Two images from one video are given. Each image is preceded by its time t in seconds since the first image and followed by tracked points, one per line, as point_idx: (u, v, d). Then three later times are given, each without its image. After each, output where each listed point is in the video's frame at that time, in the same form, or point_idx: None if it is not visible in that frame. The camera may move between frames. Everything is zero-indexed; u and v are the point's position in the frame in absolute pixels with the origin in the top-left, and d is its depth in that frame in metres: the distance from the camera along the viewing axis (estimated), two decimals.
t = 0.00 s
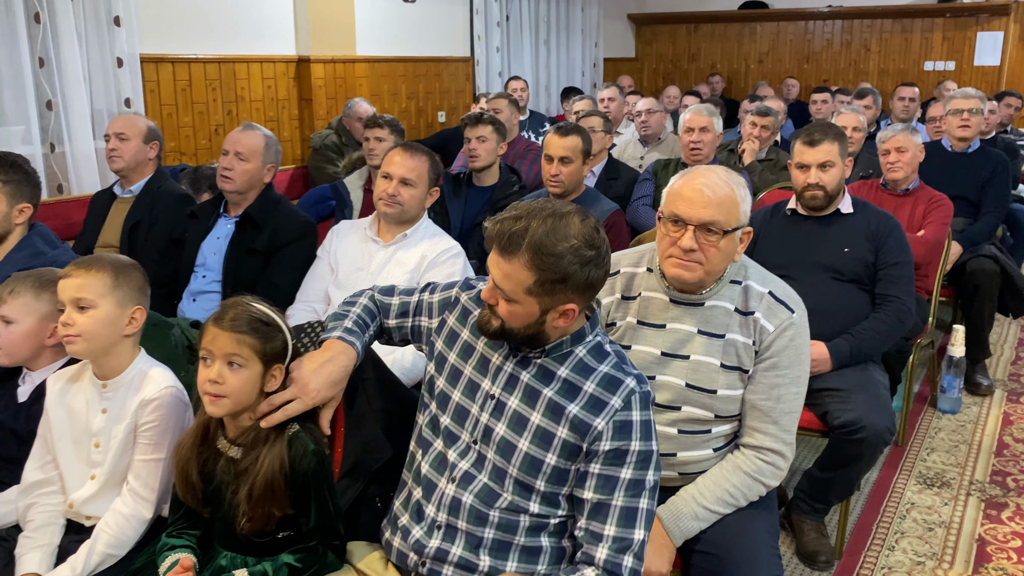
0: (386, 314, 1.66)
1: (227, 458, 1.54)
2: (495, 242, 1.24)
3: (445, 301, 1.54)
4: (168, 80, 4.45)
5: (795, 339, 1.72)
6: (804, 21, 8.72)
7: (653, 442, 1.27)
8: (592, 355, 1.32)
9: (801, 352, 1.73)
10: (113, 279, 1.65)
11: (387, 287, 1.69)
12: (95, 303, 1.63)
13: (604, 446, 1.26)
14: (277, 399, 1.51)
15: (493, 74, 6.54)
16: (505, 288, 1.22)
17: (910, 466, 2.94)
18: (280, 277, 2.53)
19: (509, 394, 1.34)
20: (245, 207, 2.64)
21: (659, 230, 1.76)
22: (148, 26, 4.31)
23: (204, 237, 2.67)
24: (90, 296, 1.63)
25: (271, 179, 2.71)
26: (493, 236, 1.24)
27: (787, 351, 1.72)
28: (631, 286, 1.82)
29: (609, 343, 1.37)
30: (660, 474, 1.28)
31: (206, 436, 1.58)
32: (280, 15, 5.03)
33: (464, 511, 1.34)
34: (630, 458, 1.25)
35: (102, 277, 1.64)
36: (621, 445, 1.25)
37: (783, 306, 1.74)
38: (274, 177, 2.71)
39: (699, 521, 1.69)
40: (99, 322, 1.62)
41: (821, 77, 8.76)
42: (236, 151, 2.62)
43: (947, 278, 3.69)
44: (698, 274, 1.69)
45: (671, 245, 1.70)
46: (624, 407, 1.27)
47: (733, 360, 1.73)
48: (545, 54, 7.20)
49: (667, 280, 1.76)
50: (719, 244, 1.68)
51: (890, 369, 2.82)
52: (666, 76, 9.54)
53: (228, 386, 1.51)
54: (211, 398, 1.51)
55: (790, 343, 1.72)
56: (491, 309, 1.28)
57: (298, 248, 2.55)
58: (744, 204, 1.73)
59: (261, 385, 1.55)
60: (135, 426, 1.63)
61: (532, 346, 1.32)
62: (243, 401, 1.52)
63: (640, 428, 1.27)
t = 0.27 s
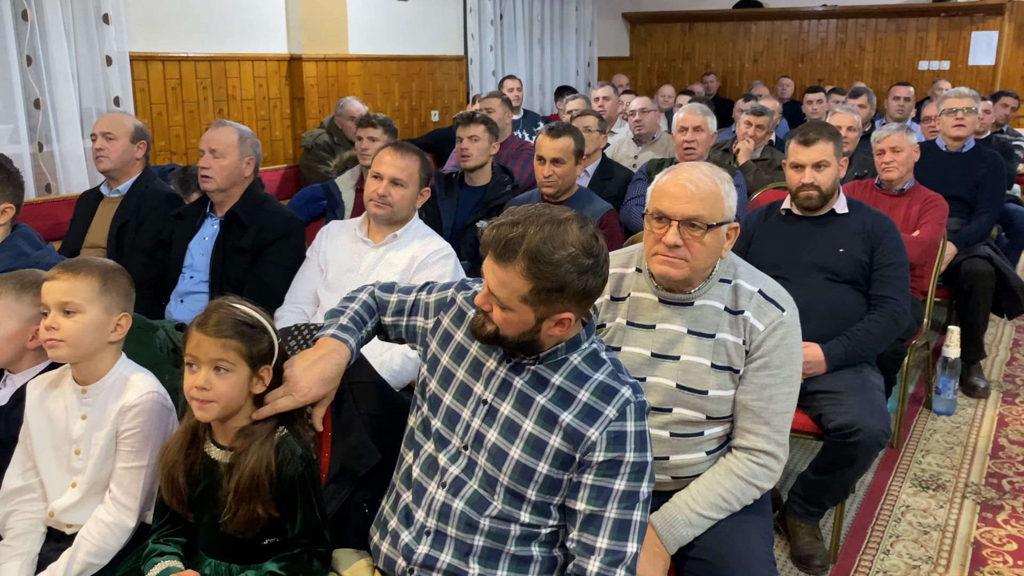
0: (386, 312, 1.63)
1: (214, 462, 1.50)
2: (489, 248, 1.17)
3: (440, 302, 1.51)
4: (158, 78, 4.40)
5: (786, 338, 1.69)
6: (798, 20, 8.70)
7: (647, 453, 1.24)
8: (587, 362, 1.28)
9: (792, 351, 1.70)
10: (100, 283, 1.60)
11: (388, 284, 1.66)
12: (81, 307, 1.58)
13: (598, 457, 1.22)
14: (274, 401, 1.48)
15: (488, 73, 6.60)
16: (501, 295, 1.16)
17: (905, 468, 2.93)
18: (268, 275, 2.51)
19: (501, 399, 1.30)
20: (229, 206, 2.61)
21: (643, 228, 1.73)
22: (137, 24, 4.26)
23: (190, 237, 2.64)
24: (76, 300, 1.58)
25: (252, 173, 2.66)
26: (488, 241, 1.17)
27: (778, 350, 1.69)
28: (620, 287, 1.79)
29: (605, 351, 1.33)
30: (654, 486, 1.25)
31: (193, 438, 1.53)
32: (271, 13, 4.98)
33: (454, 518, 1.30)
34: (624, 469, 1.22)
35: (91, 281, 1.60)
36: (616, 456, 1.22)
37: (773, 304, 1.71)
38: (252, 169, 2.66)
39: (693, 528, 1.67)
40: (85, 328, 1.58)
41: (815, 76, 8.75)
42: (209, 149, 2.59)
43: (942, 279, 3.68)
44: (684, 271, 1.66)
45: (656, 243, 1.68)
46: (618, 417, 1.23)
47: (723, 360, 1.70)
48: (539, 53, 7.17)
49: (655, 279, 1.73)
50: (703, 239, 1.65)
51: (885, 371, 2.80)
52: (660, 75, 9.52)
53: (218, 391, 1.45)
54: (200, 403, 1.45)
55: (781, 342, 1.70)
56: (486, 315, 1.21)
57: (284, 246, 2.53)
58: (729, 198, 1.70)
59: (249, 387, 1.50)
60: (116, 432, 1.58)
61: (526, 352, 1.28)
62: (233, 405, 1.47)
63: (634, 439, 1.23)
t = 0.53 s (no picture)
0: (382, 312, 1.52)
1: (203, 465, 1.48)
2: (477, 249, 1.14)
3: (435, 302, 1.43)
4: (152, 77, 4.37)
5: (776, 333, 1.66)
6: (796, 19, 8.69)
7: (640, 458, 1.21)
8: (579, 365, 1.25)
9: (783, 347, 1.66)
10: (82, 289, 1.57)
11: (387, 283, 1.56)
12: (62, 313, 1.54)
13: (590, 461, 1.19)
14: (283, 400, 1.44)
15: (484, 71, 6.59)
16: (492, 297, 1.13)
17: (903, 470, 2.90)
18: (260, 273, 2.48)
19: (491, 401, 1.27)
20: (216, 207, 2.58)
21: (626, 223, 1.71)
22: (130, 22, 4.22)
23: (180, 237, 2.61)
24: (57, 306, 1.55)
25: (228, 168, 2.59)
26: (477, 241, 1.14)
27: (767, 346, 1.66)
28: (610, 286, 1.77)
29: (598, 353, 1.30)
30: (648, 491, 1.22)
31: (184, 439, 1.51)
32: (266, 11, 4.95)
33: (445, 521, 1.28)
34: (616, 474, 1.19)
35: (70, 286, 1.56)
36: (608, 460, 1.19)
37: (763, 299, 1.68)
38: (229, 165, 2.59)
39: (689, 533, 1.64)
40: (67, 335, 1.54)
41: (813, 75, 8.74)
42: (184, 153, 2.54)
43: (940, 279, 3.65)
44: (665, 263, 1.63)
45: (637, 236, 1.65)
46: (610, 421, 1.20)
47: (713, 356, 1.66)
48: (536, 52, 7.15)
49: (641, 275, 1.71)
50: (683, 229, 1.63)
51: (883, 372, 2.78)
52: (657, 74, 9.51)
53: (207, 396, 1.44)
54: (190, 407, 1.45)
55: (770, 337, 1.66)
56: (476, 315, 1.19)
57: (273, 244, 2.50)
58: (711, 187, 1.67)
59: (239, 389, 1.49)
60: (101, 439, 1.55)
61: (518, 354, 1.25)
62: (223, 410, 1.46)
63: (626, 443, 1.20)
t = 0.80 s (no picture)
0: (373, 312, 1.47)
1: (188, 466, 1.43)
2: (455, 249, 1.12)
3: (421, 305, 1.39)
4: (144, 75, 4.33)
5: (759, 329, 1.68)
6: (795, 18, 8.65)
7: (626, 464, 1.18)
8: (563, 369, 1.22)
9: (766, 343, 1.69)
10: (52, 293, 1.52)
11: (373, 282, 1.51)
12: (32, 320, 1.50)
13: (574, 469, 1.16)
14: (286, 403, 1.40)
15: (480, 70, 6.46)
16: (471, 299, 1.10)
17: (900, 473, 2.87)
18: (248, 274, 2.46)
19: (474, 406, 1.24)
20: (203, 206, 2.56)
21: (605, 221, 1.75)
22: (122, 20, 4.18)
23: (167, 237, 2.59)
24: (27, 313, 1.50)
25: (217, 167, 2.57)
26: (454, 242, 1.11)
27: (752, 343, 1.67)
28: (593, 285, 1.80)
29: (584, 357, 1.27)
30: (634, 499, 1.19)
31: (172, 438, 1.46)
32: (260, 8, 4.91)
33: (428, 528, 1.24)
34: (602, 481, 1.16)
35: (40, 290, 1.51)
36: (592, 468, 1.16)
37: (745, 296, 1.70)
38: (215, 164, 2.56)
39: (680, 539, 1.63)
40: (38, 342, 1.50)
41: (812, 74, 8.70)
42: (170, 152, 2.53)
43: (938, 279, 3.62)
44: (643, 260, 1.67)
45: (615, 234, 1.69)
46: (594, 427, 1.17)
47: (696, 354, 1.69)
48: (533, 51, 7.12)
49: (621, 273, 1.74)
50: (659, 225, 1.66)
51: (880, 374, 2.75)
52: (656, 73, 9.47)
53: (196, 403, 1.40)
54: (179, 412, 1.40)
55: (753, 334, 1.68)
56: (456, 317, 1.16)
57: (262, 244, 2.48)
58: (687, 183, 1.70)
59: (229, 392, 1.44)
60: (76, 445, 1.51)
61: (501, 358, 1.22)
62: (211, 414, 1.42)
63: (612, 449, 1.17)
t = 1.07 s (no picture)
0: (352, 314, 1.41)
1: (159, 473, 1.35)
2: (426, 258, 1.09)
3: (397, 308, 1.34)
4: (135, 73, 4.29)
5: (742, 332, 1.67)
6: (795, 16, 8.59)
7: (606, 481, 1.13)
8: (542, 381, 1.17)
9: (750, 346, 1.68)
10: (16, 301, 1.48)
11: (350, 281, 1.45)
12: None
13: (551, 485, 1.11)
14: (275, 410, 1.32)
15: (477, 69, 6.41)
16: (442, 309, 1.07)
17: (897, 479, 2.83)
18: (232, 275, 2.43)
19: (450, 418, 1.19)
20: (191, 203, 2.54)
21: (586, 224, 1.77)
22: (112, 18, 4.14)
23: (151, 238, 2.55)
24: None
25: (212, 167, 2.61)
26: (425, 250, 1.08)
27: (735, 345, 1.67)
28: (575, 288, 1.82)
29: (564, 368, 1.22)
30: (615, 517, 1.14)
31: (149, 443, 1.39)
32: (253, 6, 4.87)
33: (401, 543, 1.20)
34: (580, 498, 1.11)
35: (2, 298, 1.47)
36: (570, 484, 1.11)
37: (728, 297, 1.70)
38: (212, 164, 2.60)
39: (664, 551, 1.60)
40: (2, 351, 1.47)
41: (812, 73, 8.64)
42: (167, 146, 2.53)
43: (936, 281, 3.58)
44: (624, 261, 1.68)
45: (595, 236, 1.71)
46: (573, 441, 1.12)
47: (679, 356, 1.69)
48: (530, 50, 7.08)
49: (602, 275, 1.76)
50: (639, 225, 1.67)
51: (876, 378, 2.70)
52: (655, 72, 9.41)
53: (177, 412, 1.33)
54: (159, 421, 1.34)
55: (737, 336, 1.67)
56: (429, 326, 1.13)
57: (248, 244, 2.45)
58: (666, 183, 1.71)
59: (211, 401, 1.37)
60: (43, 456, 1.47)
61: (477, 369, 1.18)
62: (191, 424, 1.35)
63: (591, 465, 1.12)
